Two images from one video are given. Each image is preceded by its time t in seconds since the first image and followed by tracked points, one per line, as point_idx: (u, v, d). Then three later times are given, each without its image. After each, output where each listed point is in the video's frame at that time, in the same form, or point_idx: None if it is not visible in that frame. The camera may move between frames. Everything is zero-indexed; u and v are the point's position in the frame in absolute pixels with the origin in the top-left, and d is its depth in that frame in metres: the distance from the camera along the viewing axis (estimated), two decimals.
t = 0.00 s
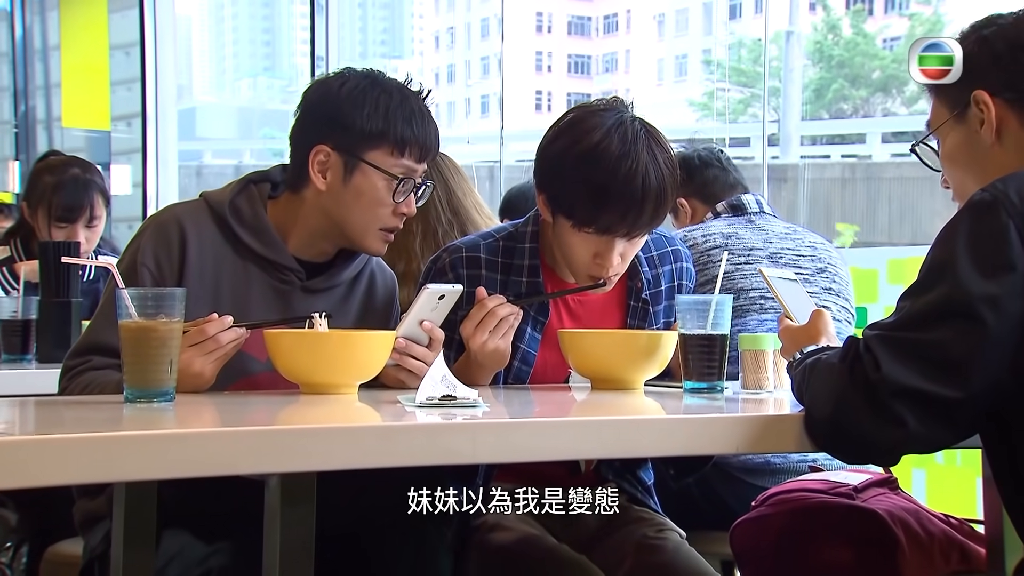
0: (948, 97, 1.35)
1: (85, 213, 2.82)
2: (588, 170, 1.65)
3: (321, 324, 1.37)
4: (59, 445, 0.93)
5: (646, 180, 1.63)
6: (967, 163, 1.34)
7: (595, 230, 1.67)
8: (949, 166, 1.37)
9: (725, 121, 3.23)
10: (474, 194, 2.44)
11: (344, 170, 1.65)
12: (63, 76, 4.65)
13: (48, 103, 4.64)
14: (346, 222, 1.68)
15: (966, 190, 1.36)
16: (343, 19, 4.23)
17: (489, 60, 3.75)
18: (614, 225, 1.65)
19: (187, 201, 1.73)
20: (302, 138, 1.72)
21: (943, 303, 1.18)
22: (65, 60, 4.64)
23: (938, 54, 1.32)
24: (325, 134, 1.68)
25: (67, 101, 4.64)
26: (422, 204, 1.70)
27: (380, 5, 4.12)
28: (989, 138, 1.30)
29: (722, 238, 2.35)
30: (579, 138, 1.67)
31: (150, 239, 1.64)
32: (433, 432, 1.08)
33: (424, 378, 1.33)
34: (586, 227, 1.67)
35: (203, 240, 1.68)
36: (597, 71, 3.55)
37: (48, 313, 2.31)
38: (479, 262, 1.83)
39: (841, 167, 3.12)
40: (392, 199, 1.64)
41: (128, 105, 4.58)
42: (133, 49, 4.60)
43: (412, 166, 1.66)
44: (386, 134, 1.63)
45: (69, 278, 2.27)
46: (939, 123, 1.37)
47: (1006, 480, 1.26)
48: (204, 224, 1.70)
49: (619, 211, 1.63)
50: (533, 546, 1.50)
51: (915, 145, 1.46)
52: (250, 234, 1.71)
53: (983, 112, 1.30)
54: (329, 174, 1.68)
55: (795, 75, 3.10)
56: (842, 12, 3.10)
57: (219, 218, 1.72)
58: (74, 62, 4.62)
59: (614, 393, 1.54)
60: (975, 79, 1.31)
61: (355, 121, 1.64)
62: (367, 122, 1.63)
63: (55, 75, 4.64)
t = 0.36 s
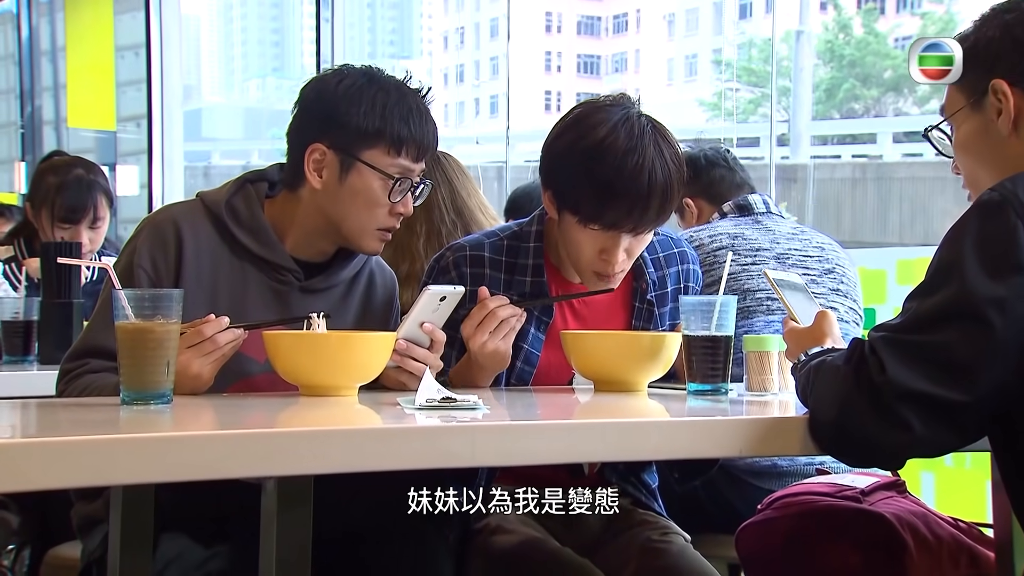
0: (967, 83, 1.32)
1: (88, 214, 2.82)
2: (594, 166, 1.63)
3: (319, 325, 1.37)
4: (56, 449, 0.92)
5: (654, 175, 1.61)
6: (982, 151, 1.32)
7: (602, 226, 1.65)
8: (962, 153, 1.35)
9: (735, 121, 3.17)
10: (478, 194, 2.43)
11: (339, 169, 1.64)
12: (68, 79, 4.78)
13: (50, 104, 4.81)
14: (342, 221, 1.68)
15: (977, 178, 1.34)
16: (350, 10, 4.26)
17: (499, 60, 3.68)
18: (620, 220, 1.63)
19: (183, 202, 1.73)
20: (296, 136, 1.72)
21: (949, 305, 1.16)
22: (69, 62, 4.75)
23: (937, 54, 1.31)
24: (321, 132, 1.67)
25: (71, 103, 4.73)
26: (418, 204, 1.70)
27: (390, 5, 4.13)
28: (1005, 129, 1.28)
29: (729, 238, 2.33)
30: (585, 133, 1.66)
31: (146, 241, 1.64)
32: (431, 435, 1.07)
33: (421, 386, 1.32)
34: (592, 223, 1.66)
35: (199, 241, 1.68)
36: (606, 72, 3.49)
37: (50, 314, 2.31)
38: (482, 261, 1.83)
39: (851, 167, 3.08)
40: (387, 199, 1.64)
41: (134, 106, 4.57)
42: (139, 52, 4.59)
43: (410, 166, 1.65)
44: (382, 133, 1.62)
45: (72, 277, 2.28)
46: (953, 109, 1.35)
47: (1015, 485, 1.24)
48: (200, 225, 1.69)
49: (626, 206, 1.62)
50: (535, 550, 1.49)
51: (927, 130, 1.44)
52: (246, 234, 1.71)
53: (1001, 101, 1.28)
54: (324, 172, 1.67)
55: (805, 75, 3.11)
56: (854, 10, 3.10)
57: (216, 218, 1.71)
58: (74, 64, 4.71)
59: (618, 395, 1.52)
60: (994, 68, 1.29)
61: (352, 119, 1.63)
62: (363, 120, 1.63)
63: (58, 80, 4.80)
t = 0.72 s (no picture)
0: (992, 71, 1.31)
1: (90, 214, 2.81)
2: (592, 152, 1.64)
3: (321, 328, 1.37)
4: (58, 452, 0.91)
5: (651, 162, 1.61)
6: (1000, 141, 1.30)
7: (597, 214, 1.65)
8: (980, 142, 1.33)
9: (745, 121, 3.16)
10: (483, 194, 2.41)
11: (338, 170, 1.64)
12: (73, 80, 4.84)
13: (56, 106, 4.88)
14: (341, 222, 1.67)
15: (992, 169, 1.32)
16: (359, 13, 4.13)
17: (507, 60, 3.63)
18: (618, 206, 1.63)
19: (183, 203, 1.73)
20: (297, 135, 1.71)
21: (958, 307, 1.14)
22: (75, 64, 4.83)
23: (938, 54, 1.37)
24: (322, 132, 1.67)
25: (77, 104, 4.83)
26: (419, 205, 1.70)
27: (397, 5, 4.02)
28: None
29: (736, 240, 2.32)
30: (583, 121, 1.66)
31: (146, 242, 1.63)
32: (432, 438, 1.06)
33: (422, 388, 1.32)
34: (588, 211, 1.66)
35: (199, 242, 1.67)
36: (615, 72, 3.45)
37: (52, 315, 2.31)
38: (486, 257, 1.83)
39: (862, 167, 3.06)
40: (387, 200, 1.63)
41: (140, 108, 4.59)
42: (144, 54, 4.61)
43: (410, 169, 1.64)
44: (383, 134, 1.62)
45: (74, 278, 2.28)
46: (974, 99, 1.34)
47: None
48: (200, 226, 1.69)
49: (621, 194, 1.61)
50: (539, 554, 1.48)
51: (940, 118, 1.43)
52: (247, 235, 1.71)
53: None
54: (323, 173, 1.67)
55: (815, 75, 3.10)
56: (864, 10, 3.08)
57: (216, 219, 1.71)
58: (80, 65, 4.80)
59: (623, 397, 1.51)
60: (1020, 54, 1.28)
61: (353, 119, 1.62)
62: (363, 121, 1.62)
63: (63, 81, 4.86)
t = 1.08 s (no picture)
0: (1009, 66, 1.30)
1: (93, 214, 2.82)
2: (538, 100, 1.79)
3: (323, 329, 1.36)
4: (60, 455, 0.91)
5: (585, 97, 1.74)
6: (1012, 135, 1.29)
7: (552, 152, 1.76)
8: (993, 137, 1.32)
9: (753, 122, 3.11)
10: (488, 196, 2.41)
11: (339, 171, 1.64)
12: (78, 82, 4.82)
13: (62, 108, 4.87)
14: (341, 223, 1.67)
15: (1001, 163, 1.31)
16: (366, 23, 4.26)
17: (515, 61, 3.55)
18: (560, 142, 1.75)
19: (183, 206, 1.72)
20: (298, 136, 1.71)
21: (966, 310, 1.13)
22: (80, 66, 4.80)
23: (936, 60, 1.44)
24: (322, 133, 1.67)
25: (82, 105, 4.78)
26: (419, 204, 1.70)
27: (405, 6, 4.05)
28: None
29: (743, 241, 2.30)
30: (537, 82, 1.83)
31: (145, 246, 1.63)
32: (435, 441, 1.05)
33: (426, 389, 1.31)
34: (545, 151, 1.77)
35: (199, 246, 1.67)
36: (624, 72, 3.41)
37: (56, 316, 2.32)
38: (483, 243, 1.86)
39: (871, 168, 3.05)
40: (388, 200, 1.64)
41: (145, 109, 4.58)
42: (148, 55, 4.60)
43: (411, 169, 1.64)
44: (384, 133, 1.62)
45: (77, 279, 2.28)
46: (988, 93, 1.33)
47: None
48: (200, 230, 1.68)
49: (568, 126, 1.73)
50: (543, 557, 1.46)
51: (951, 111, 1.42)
52: (247, 237, 1.70)
53: None
54: (324, 174, 1.66)
55: (824, 75, 3.07)
56: (874, 10, 3.07)
57: (216, 222, 1.70)
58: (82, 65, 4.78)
59: (628, 400, 1.50)
60: None
61: (353, 119, 1.62)
62: (363, 121, 1.62)
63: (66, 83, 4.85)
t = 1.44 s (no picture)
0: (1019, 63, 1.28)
1: (96, 214, 2.82)
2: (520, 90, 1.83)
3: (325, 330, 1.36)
4: (59, 458, 0.91)
5: (563, 81, 1.78)
6: None
7: (534, 139, 1.80)
8: (1003, 135, 1.30)
9: (761, 122, 3.11)
10: (494, 197, 2.40)
11: (327, 168, 1.63)
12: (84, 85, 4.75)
13: (69, 110, 4.81)
14: (333, 218, 1.67)
15: (1012, 161, 1.30)
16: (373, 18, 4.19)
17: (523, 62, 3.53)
18: (539, 126, 1.78)
19: (168, 208, 1.70)
20: (282, 135, 1.69)
21: (975, 311, 1.12)
22: (86, 68, 4.75)
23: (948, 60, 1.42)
24: (308, 130, 1.65)
25: (88, 107, 4.74)
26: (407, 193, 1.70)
27: (413, 6, 3.95)
28: None
29: (751, 242, 2.29)
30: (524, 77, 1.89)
31: (133, 251, 1.61)
32: (436, 444, 1.04)
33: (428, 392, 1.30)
34: (527, 140, 1.81)
35: (187, 248, 1.65)
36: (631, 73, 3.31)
37: (59, 318, 2.32)
38: (481, 241, 1.86)
39: (882, 169, 3.02)
40: (376, 191, 1.64)
41: (152, 110, 4.58)
42: (155, 57, 4.62)
43: (395, 159, 1.64)
44: (370, 127, 1.62)
45: (81, 282, 2.29)
46: (998, 91, 1.31)
47: None
48: (188, 233, 1.66)
49: (547, 113, 1.77)
50: (546, 561, 1.45)
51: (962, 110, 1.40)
52: (236, 238, 1.68)
53: None
54: (311, 172, 1.65)
55: (834, 75, 3.08)
56: (885, 10, 3.04)
57: (203, 223, 1.69)
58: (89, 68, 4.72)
59: (634, 403, 1.49)
60: None
61: (337, 114, 1.62)
62: (348, 116, 1.61)
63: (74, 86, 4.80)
